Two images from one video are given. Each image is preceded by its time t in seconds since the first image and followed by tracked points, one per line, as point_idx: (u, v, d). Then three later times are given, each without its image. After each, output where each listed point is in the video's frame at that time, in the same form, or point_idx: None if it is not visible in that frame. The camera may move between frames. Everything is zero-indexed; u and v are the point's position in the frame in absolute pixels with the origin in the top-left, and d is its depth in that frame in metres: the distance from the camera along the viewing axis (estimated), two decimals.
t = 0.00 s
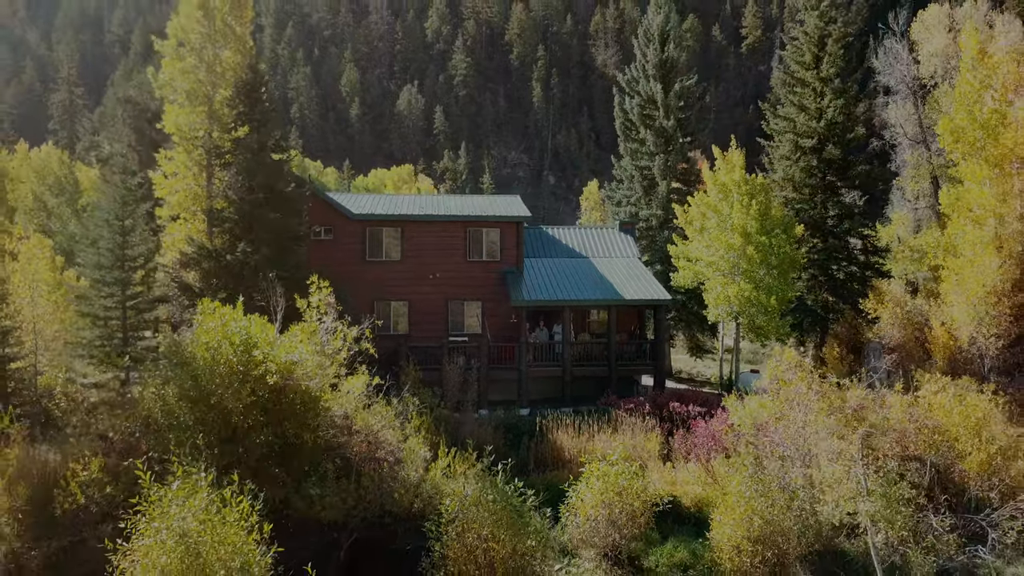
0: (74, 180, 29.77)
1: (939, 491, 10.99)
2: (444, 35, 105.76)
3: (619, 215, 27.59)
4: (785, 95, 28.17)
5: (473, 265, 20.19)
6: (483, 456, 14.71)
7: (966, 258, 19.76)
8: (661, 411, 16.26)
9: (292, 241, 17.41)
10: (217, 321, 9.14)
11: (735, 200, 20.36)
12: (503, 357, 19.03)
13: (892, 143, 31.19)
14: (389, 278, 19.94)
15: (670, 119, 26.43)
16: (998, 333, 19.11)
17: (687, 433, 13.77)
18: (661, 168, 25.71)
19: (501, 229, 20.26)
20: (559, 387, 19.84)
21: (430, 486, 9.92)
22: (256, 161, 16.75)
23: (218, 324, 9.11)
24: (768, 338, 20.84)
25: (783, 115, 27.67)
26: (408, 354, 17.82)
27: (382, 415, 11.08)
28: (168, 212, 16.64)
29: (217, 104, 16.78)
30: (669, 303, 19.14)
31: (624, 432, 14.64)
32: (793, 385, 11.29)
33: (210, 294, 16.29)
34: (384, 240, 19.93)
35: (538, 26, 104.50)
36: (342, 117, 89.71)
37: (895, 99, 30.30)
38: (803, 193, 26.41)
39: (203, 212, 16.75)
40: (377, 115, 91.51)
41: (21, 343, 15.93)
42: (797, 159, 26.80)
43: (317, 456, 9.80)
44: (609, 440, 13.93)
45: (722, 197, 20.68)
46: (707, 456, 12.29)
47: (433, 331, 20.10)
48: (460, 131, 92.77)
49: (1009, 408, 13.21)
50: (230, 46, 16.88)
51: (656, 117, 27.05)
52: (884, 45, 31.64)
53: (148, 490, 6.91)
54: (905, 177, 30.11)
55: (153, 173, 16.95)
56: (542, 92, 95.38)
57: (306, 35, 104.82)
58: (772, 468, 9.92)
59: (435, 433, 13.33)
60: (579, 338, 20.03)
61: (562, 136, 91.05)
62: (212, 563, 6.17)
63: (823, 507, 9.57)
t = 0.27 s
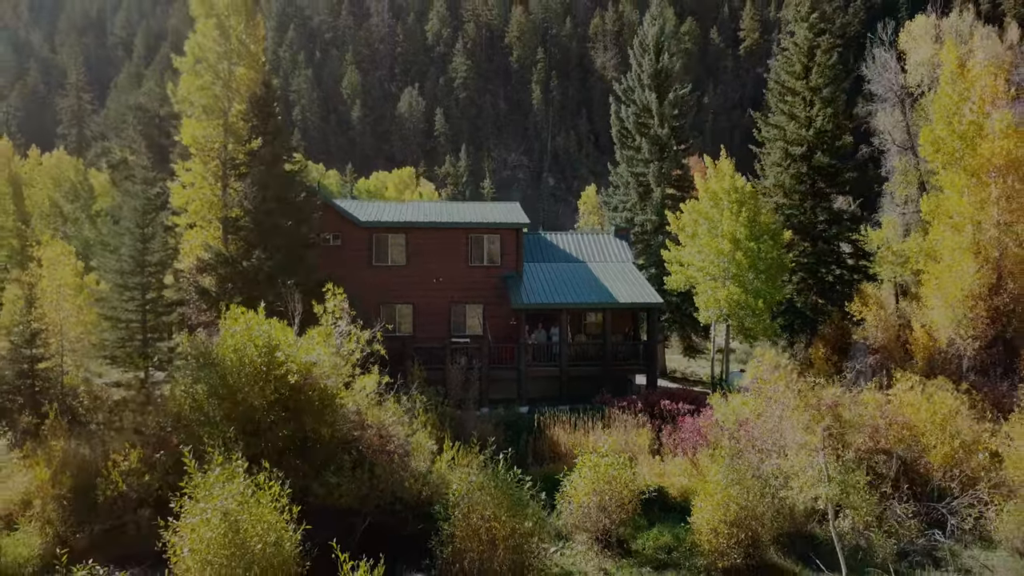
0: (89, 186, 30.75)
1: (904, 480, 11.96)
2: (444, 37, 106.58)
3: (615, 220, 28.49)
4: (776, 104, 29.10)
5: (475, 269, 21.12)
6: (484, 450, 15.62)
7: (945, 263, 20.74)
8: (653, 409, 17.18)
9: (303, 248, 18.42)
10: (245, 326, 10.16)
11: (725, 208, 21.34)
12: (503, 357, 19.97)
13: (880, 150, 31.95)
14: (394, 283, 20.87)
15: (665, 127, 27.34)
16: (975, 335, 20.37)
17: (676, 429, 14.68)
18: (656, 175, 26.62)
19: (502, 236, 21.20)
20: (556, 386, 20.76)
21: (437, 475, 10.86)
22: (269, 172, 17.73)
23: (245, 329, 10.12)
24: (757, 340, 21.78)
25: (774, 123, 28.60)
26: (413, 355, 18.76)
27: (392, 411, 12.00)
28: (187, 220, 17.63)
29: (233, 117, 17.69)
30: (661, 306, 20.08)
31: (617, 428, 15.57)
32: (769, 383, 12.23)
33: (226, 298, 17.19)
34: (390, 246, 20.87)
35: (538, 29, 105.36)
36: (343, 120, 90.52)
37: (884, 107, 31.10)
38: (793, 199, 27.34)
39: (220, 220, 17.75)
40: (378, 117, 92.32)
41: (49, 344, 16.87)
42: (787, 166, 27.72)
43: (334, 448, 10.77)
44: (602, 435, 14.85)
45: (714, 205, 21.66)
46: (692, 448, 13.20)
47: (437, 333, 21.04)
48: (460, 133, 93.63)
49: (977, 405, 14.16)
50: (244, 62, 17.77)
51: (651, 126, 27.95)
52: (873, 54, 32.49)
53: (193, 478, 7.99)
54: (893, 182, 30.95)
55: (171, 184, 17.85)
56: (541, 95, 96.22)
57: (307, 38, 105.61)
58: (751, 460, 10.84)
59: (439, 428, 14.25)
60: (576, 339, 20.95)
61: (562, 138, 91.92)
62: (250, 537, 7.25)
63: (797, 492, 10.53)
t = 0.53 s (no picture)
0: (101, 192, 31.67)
1: (874, 472, 12.91)
2: (444, 40, 107.44)
3: (612, 225, 29.45)
4: (767, 113, 30.06)
5: (476, 275, 22.10)
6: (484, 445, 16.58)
7: (925, 268, 21.71)
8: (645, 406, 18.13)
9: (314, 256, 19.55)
10: (268, 332, 11.35)
11: (715, 215, 22.32)
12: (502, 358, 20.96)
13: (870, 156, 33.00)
14: (399, 287, 21.87)
15: (659, 136, 28.30)
16: (952, 336, 21.16)
17: (664, 424, 15.65)
18: (651, 183, 27.59)
19: (501, 242, 22.18)
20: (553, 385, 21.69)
21: (441, 466, 11.77)
22: (281, 184, 18.85)
23: (269, 333, 11.32)
24: (746, 341, 22.74)
25: (765, 132, 29.57)
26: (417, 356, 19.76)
27: (401, 408, 12.98)
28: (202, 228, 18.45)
29: (246, 130, 18.59)
30: (654, 309, 21.05)
31: (611, 424, 16.54)
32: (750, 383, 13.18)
33: (242, 303, 18.14)
34: (395, 252, 21.88)
35: (537, 32, 106.29)
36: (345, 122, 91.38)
37: (873, 115, 32.11)
38: (783, 205, 28.20)
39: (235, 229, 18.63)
40: (379, 119, 93.19)
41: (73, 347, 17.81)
42: (778, 173, 28.60)
43: (348, 442, 11.76)
44: (596, 431, 15.83)
45: (704, 213, 22.66)
46: (679, 442, 14.16)
47: (440, 335, 22.03)
48: (461, 136, 94.59)
49: (948, 403, 15.09)
50: (257, 78, 18.66)
51: (646, 134, 28.90)
52: (863, 63, 33.43)
53: (225, 465, 9.01)
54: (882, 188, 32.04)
55: (188, 193, 18.75)
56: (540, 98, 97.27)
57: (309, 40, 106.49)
58: (732, 454, 11.80)
59: (443, 425, 15.19)
60: (572, 340, 21.93)
61: (561, 141, 92.87)
62: (280, 518, 8.16)
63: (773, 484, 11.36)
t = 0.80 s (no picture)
0: (114, 199, 32.72)
1: (846, 463, 13.94)
2: (444, 43, 108.47)
3: (608, 230, 30.51)
4: (757, 121, 31.07)
5: (477, 278, 23.15)
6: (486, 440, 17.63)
7: (906, 272, 22.75)
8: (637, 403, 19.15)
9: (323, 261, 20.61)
10: (289, 334, 12.42)
11: (705, 222, 23.38)
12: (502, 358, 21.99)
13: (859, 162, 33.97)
14: (403, 290, 22.93)
15: (653, 144, 29.35)
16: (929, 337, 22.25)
17: (654, 420, 16.71)
18: (645, 189, 28.66)
19: (501, 248, 23.23)
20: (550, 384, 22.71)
21: (446, 457, 12.82)
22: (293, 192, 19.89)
23: (289, 335, 12.38)
24: (735, 341, 23.79)
25: (755, 140, 30.58)
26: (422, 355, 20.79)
27: (409, 404, 14.03)
28: (218, 235, 19.40)
29: (259, 143, 19.61)
30: (647, 312, 22.08)
31: (604, 419, 17.58)
32: (731, 381, 14.23)
33: (256, 306, 19.16)
34: (400, 257, 22.94)
35: (537, 35, 107.31)
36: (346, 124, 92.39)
37: (862, 122, 33.09)
38: (773, 210, 29.10)
39: (248, 238, 19.60)
40: (380, 122, 94.20)
41: (97, 348, 18.83)
42: (768, 179, 29.57)
43: (361, 435, 12.81)
44: (589, 426, 16.88)
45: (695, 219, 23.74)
46: (667, 436, 15.23)
47: (442, 336, 23.07)
48: (461, 138, 95.62)
49: (919, 400, 16.11)
50: (270, 93, 19.69)
51: (641, 142, 29.95)
52: (852, 72, 34.43)
53: (255, 455, 10.11)
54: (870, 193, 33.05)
55: (204, 202, 19.77)
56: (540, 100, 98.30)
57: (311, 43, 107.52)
58: (713, 447, 12.81)
59: (447, 421, 16.23)
60: (569, 341, 22.97)
61: (560, 143, 93.88)
62: (305, 500, 9.19)
63: (754, 472, 12.35)
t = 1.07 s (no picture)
0: (127, 204, 33.83)
1: (821, 456, 15.02)
2: (445, 45, 109.51)
3: (604, 234, 31.61)
4: (749, 129, 32.12)
5: (478, 282, 24.25)
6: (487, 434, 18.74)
7: (887, 276, 23.88)
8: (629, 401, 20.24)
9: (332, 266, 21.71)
10: (306, 335, 13.53)
11: (696, 228, 24.51)
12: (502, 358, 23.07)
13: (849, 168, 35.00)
14: (408, 293, 24.03)
15: (648, 152, 30.45)
16: (909, 338, 23.29)
17: (645, 416, 17.81)
18: (640, 195, 29.77)
19: (502, 253, 24.33)
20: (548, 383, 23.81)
21: (450, 449, 13.93)
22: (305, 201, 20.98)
23: (307, 337, 13.49)
24: (725, 342, 24.90)
25: (747, 147, 31.62)
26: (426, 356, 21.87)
27: (416, 401, 15.13)
28: (233, 242, 20.45)
29: (273, 154, 20.65)
30: (640, 314, 23.18)
31: (598, 415, 18.68)
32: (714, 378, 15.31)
33: (269, 308, 20.25)
34: (404, 262, 24.04)
35: (536, 38, 108.38)
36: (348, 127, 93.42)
37: (851, 130, 34.13)
38: (763, 215, 30.07)
39: (261, 244, 20.71)
40: (381, 124, 95.24)
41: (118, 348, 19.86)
42: (758, 186, 30.48)
43: (373, 430, 13.88)
44: (583, 420, 17.98)
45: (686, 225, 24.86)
46: (655, 429, 16.36)
47: (445, 337, 24.17)
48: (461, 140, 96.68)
49: (892, 397, 17.20)
50: (282, 106, 20.73)
51: (636, 150, 31.02)
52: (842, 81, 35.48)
53: (280, 446, 11.20)
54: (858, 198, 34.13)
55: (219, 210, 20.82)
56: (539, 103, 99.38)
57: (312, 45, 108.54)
58: (695, 441, 13.88)
59: (450, 416, 17.32)
60: (566, 342, 24.08)
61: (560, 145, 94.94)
62: (328, 485, 10.25)
63: (732, 462, 13.48)
